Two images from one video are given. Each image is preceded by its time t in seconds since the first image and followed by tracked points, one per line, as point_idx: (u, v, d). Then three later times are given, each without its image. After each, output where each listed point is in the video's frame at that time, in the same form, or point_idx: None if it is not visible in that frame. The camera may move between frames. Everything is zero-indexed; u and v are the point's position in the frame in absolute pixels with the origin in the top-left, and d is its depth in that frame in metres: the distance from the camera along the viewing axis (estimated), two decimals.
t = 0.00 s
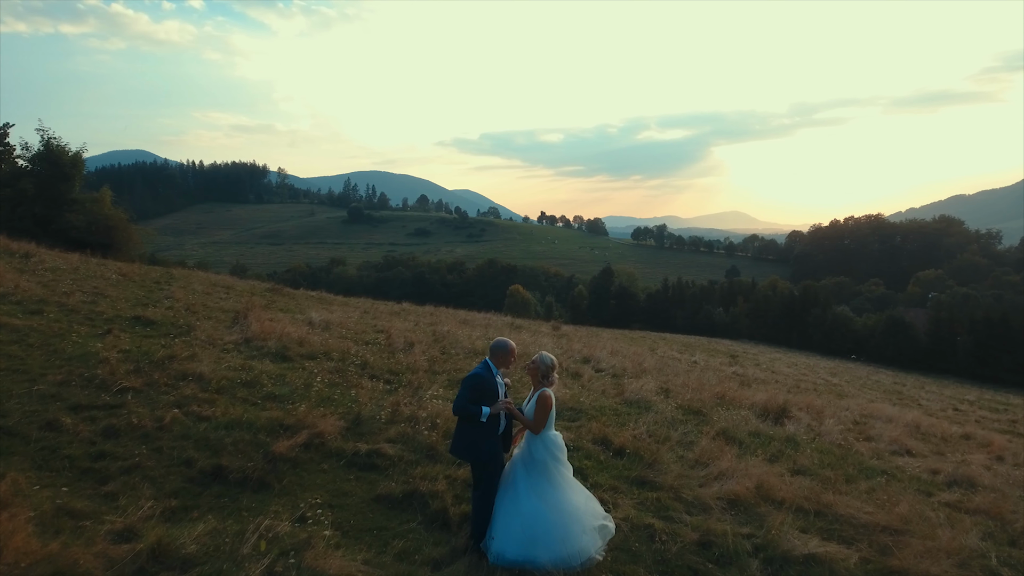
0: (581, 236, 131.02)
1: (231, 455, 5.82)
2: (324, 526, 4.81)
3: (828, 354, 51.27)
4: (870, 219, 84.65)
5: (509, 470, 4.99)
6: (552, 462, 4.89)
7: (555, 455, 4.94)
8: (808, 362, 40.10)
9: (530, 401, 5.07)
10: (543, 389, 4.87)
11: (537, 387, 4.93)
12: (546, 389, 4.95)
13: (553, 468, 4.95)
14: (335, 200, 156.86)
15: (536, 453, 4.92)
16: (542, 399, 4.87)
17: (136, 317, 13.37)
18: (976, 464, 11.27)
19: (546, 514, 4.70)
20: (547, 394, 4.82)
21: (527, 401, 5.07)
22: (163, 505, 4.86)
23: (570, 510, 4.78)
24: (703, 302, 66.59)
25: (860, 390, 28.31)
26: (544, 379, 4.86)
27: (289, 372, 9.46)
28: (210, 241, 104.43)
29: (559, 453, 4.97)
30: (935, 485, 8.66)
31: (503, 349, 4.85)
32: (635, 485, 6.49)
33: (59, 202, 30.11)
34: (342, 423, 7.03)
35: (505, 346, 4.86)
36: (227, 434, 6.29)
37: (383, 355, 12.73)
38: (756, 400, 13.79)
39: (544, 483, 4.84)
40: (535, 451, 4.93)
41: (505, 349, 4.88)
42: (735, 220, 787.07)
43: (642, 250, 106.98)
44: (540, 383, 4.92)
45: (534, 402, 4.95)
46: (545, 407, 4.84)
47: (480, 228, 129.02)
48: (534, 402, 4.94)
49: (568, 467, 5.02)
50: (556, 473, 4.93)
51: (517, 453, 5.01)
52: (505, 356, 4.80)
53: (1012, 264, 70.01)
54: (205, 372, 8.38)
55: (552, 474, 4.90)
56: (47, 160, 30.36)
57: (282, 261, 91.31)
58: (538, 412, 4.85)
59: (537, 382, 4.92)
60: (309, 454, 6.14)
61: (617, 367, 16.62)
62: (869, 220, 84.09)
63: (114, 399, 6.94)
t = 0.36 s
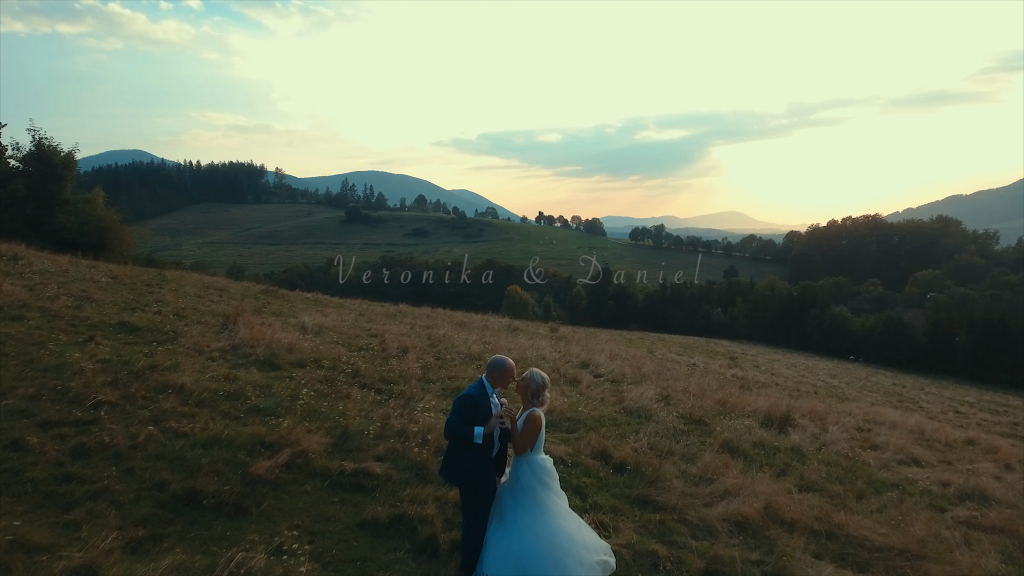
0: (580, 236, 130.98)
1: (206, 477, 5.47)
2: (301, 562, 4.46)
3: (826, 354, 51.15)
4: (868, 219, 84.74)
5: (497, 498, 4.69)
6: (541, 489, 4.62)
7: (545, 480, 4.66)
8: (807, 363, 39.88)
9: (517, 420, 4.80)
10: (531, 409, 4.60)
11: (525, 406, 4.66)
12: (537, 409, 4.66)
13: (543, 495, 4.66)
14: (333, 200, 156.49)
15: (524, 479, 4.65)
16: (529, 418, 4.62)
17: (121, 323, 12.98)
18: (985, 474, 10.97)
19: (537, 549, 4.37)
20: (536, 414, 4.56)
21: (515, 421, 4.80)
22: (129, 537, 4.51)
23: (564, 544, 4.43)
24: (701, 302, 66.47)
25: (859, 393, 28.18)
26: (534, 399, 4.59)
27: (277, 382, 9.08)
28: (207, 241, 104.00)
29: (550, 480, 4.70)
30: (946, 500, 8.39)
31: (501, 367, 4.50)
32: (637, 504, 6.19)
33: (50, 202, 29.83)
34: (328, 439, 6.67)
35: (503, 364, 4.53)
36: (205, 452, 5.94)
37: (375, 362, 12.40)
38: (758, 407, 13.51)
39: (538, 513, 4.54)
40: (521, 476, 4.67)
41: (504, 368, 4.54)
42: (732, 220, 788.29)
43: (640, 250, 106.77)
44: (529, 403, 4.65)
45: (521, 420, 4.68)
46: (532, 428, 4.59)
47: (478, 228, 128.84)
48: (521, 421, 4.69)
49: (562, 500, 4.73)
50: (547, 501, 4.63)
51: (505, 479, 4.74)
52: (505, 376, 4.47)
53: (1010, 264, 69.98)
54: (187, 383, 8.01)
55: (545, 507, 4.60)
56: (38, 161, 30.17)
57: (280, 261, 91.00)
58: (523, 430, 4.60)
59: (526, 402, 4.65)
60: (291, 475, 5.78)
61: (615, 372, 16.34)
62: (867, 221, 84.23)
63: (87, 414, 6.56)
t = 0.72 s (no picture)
0: (578, 236, 130.71)
1: (174, 508, 5.05)
2: None
3: (825, 355, 50.86)
4: (867, 219, 84.66)
5: (482, 535, 4.26)
6: (526, 519, 4.20)
7: (529, 510, 4.26)
8: (807, 365, 39.62)
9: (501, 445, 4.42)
10: (519, 434, 4.23)
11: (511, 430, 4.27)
12: (526, 436, 4.27)
13: (529, 529, 4.25)
14: (331, 200, 156.02)
15: (508, 509, 4.25)
16: (518, 446, 4.22)
17: (104, 330, 12.51)
18: (996, 486, 10.61)
19: None
20: (524, 439, 4.19)
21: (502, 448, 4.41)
22: None
23: None
24: (700, 303, 66.15)
25: (861, 396, 27.83)
26: (522, 424, 4.20)
27: (261, 395, 8.64)
28: (204, 241, 103.42)
29: (537, 512, 4.30)
30: (961, 520, 8.03)
31: (491, 393, 4.14)
32: (639, 533, 5.81)
33: (41, 203, 29.32)
34: (311, 460, 6.27)
35: (493, 389, 4.15)
36: (175, 479, 5.51)
37: (367, 370, 11.97)
38: (762, 416, 13.11)
39: (527, 551, 4.11)
40: (506, 506, 4.27)
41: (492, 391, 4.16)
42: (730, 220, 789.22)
43: (639, 250, 106.50)
44: (516, 428, 4.27)
45: (505, 445, 4.29)
46: (519, 454, 4.20)
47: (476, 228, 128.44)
48: (506, 446, 4.30)
49: (554, 536, 4.30)
50: (536, 538, 4.20)
51: (487, 513, 4.31)
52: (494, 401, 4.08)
53: (1008, 264, 69.89)
54: (164, 398, 7.57)
55: (535, 544, 4.16)
56: (28, 161, 29.62)
57: (277, 262, 90.49)
58: (506, 455, 4.21)
59: (514, 426, 4.27)
60: (268, 504, 5.37)
61: (615, 379, 15.96)
62: (866, 221, 84.20)
63: (52, 435, 6.14)
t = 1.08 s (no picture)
0: (577, 236, 130.36)
1: (130, 556, 4.55)
2: None
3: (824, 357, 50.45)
4: (865, 220, 84.45)
5: None
6: None
7: (514, 563, 3.68)
8: (807, 367, 39.26)
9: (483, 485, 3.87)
10: (503, 473, 3.68)
11: (494, 469, 3.73)
12: (509, 473, 3.70)
13: None
14: (330, 200, 155.49)
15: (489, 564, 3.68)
16: (501, 485, 3.66)
17: (82, 339, 11.94)
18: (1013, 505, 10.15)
19: None
20: (510, 479, 3.64)
21: (484, 486, 3.84)
22: None
23: None
24: (699, 304, 65.74)
25: (864, 401, 27.39)
26: (507, 461, 3.64)
27: (240, 414, 8.14)
28: (201, 241, 102.82)
29: (521, 565, 3.72)
30: (985, 548, 7.57)
31: (467, 432, 3.62)
32: None
33: (31, 206, 28.88)
34: (287, 491, 5.80)
35: (470, 427, 3.61)
36: (134, 519, 5.00)
37: (357, 383, 11.46)
38: (767, 430, 12.64)
39: None
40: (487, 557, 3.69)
41: (472, 428, 3.61)
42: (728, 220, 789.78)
43: (637, 250, 106.08)
44: (500, 465, 3.70)
45: (487, 485, 3.74)
46: (503, 496, 3.65)
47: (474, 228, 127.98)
48: (487, 486, 3.75)
49: None
50: None
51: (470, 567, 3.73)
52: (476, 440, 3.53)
53: (1007, 265, 69.70)
54: (133, 419, 7.05)
55: None
56: (18, 162, 28.91)
57: (274, 262, 89.92)
58: (488, 497, 3.64)
59: (497, 464, 3.70)
60: (236, 545, 4.88)
61: (615, 389, 15.49)
62: (865, 222, 84.01)
63: (4, 467, 5.64)
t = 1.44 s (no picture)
0: (575, 236, 129.91)
1: None
2: None
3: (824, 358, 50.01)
4: (864, 220, 84.16)
5: None
6: None
7: None
8: (808, 369, 38.84)
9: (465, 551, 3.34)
10: (483, 539, 3.12)
11: (475, 534, 3.18)
12: (490, 539, 3.14)
13: None
14: (328, 200, 154.78)
15: None
16: (483, 556, 3.09)
17: (56, 351, 11.35)
18: None
19: None
20: (492, 548, 3.07)
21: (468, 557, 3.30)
22: None
23: None
24: (698, 305, 65.26)
25: (867, 406, 26.90)
26: (486, 528, 3.09)
27: (214, 437, 7.60)
28: (198, 242, 102.32)
29: None
30: None
31: (434, 498, 3.13)
32: None
33: (19, 208, 28.29)
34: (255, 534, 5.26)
35: (435, 492, 3.12)
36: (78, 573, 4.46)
37: (345, 397, 10.91)
38: (775, 444, 12.11)
39: None
40: None
41: (440, 493, 3.10)
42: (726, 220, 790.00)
43: (636, 251, 105.56)
44: (481, 530, 3.15)
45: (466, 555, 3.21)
46: (484, 569, 3.08)
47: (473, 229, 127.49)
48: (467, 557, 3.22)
49: None
50: None
51: None
52: (442, 507, 3.02)
53: (1006, 265, 69.37)
54: (94, 447, 6.48)
55: None
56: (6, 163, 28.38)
57: (272, 263, 89.34)
58: (468, 570, 3.08)
59: (476, 529, 3.16)
60: None
61: (615, 400, 14.93)
62: (864, 222, 83.71)
63: None
